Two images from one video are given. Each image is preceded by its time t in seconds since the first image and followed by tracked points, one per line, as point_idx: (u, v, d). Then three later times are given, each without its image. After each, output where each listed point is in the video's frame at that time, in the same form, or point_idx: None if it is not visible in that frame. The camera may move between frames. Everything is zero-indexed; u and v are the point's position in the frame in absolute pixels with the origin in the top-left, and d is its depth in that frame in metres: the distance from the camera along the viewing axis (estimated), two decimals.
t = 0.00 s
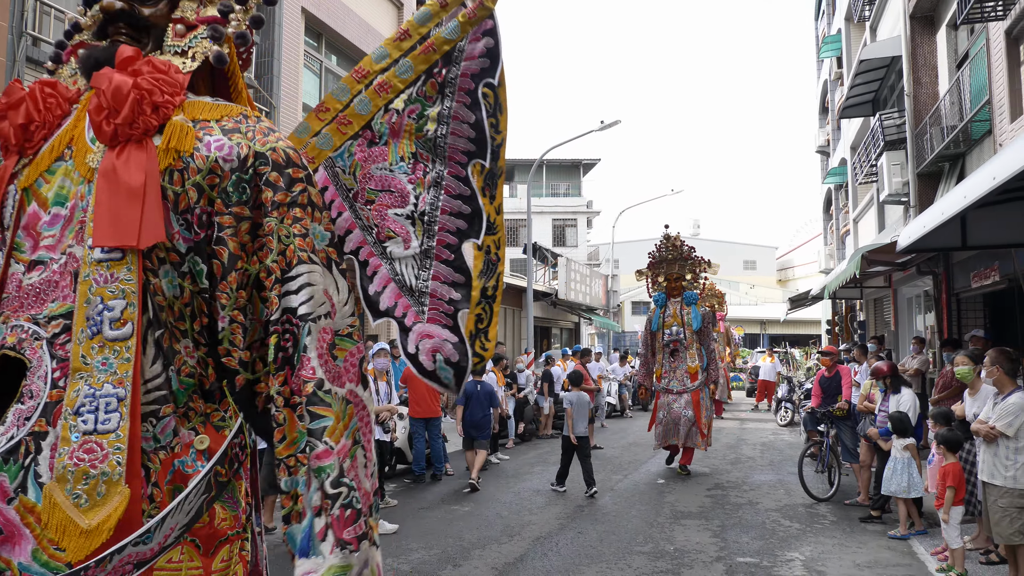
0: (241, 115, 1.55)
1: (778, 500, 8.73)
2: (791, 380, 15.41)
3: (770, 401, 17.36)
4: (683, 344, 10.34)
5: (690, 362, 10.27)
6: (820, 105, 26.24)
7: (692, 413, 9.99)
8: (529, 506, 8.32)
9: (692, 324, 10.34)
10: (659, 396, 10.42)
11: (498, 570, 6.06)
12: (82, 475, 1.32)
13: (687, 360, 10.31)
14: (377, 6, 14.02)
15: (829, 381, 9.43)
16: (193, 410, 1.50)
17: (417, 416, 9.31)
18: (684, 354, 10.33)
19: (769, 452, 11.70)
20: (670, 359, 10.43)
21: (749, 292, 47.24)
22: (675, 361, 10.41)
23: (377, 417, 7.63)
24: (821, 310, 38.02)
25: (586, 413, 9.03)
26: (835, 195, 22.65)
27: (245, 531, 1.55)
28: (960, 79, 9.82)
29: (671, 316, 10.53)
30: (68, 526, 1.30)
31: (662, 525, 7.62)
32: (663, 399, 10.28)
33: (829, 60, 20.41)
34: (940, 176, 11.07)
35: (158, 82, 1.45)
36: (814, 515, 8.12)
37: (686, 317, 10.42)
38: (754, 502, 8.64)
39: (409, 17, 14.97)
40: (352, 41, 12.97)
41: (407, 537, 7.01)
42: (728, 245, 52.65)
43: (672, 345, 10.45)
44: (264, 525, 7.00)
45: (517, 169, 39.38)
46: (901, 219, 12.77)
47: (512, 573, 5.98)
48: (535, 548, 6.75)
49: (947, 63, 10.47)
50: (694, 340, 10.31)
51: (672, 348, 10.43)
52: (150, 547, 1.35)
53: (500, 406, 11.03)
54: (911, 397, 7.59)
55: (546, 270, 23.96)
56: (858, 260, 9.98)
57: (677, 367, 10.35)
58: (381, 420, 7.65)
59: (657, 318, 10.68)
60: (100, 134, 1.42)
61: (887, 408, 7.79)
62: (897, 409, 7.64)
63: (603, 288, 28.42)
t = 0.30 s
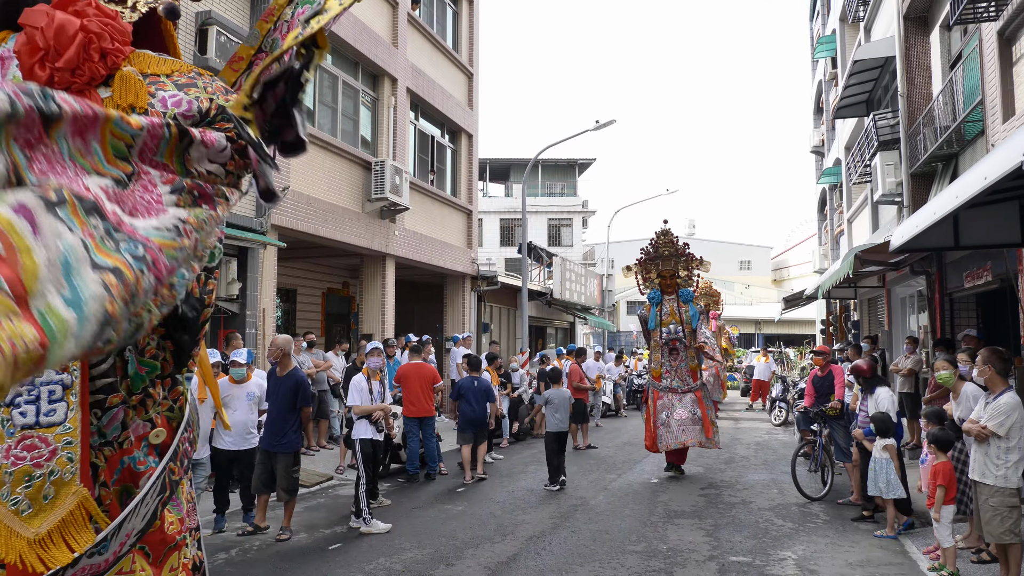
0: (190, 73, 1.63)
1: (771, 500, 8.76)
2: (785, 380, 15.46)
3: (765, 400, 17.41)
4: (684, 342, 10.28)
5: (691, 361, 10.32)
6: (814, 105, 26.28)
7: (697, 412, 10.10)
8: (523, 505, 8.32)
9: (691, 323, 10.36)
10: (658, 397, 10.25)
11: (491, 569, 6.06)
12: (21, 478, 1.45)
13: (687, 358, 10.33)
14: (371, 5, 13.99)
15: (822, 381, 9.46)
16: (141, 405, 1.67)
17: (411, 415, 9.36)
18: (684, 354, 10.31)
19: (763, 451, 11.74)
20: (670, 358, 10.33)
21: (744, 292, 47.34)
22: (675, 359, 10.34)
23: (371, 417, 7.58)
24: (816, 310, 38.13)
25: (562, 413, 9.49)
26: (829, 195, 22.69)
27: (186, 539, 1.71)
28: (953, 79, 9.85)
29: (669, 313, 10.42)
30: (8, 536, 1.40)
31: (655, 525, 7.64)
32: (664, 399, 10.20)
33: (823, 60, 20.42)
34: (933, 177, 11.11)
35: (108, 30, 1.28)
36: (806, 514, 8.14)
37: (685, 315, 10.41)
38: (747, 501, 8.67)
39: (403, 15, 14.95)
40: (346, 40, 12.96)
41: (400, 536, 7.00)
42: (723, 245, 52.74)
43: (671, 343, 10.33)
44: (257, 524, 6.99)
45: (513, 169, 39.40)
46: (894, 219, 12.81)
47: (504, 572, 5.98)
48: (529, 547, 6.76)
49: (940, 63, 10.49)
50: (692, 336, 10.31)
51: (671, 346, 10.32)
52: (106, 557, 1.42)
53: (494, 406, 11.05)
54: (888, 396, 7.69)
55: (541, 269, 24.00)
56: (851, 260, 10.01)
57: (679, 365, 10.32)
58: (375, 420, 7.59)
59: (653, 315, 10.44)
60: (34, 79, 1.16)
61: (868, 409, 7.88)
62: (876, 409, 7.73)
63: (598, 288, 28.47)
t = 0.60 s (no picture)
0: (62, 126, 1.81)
1: (766, 499, 8.76)
2: (781, 379, 15.47)
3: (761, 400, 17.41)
4: (681, 347, 10.22)
5: (687, 368, 10.22)
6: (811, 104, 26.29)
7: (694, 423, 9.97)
8: (518, 504, 8.31)
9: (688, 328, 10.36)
10: (653, 404, 10.01)
11: (485, 569, 6.03)
12: None
13: (684, 365, 10.23)
14: (367, 3, 13.95)
15: (817, 379, 9.46)
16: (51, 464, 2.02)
17: (406, 415, 9.31)
18: (681, 360, 10.18)
19: (758, 450, 11.74)
20: (667, 364, 10.14)
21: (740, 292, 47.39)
22: (671, 365, 10.15)
23: (365, 416, 7.57)
24: (812, 309, 38.18)
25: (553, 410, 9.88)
26: (825, 195, 22.71)
27: None
28: (948, 79, 9.87)
29: (666, 318, 10.36)
30: None
31: (650, 524, 7.63)
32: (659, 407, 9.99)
33: (820, 60, 20.40)
34: (928, 176, 11.13)
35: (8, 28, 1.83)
36: (801, 513, 8.14)
37: (682, 320, 10.39)
38: (742, 500, 8.67)
39: (399, 14, 14.91)
40: (342, 38, 12.93)
41: (395, 536, 6.98)
42: (720, 245, 52.78)
43: (668, 349, 10.23)
44: (251, 524, 6.97)
45: (509, 168, 39.31)
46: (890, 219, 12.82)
47: (499, 572, 5.95)
48: (524, 546, 6.74)
49: (936, 63, 10.50)
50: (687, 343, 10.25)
51: (668, 351, 10.19)
52: None
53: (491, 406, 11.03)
54: (871, 394, 7.71)
55: (537, 269, 23.98)
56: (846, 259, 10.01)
57: (676, 372, 10.14)
58: (369, 419, 7.58)
59: (649, 319, 10.39)
60: None
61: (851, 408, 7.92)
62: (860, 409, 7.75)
63: (595, 287, 28.46)
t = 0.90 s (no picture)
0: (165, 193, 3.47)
1: (761, 498, 8.76)
2: (777, 379, 15.48)
3: (757, 400, 17.42)
4: (670, 341, 9.96)
5: (676, 362, 9.95)
6: (806, 104, 26.33)
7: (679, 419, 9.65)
8: (513, 504, 8.29)
9: (679, 321, 10.14)
10: (638, 398, 9.76)
11: (480, 569, 6.02)
12: None
13: (674, 358, 9.96)
14: (363, 2, 13.91)
15: (812, 380, 9.48)
16: None
17: (401, 414, 9.30)
18: (670, 353, 9.92)
19: (754, 450, 11.75)
20: (655, 357, 9.91)
21: (736, 292, 47.51)
22: (659, 359, 9.93)
23: (360, 416, 7.51)
24: (807, 309, 38.29)
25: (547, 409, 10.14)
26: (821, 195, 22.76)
27: None
28: (943, 79, 9.88)
29: (656, 310, 10.16)
30: None
31: (645, 524, 7.63)
32: (645, 401, 9.71)
33: (817, 60, 20.44)
34: (923, 176, 11.15)
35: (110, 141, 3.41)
36: (796, 512, 8.15)
37: (673, 313, 10.16)
38: (737, 500, 8.68)
39: (395, 12, 14.88)
40: (338, 37, 12.91)
41: (390, 536, 6.96)
42: (716, 245, 52.89)
43: (657, 341, 9.99)
44: (245, 524, 6.94)
45: (506, 168, 39.29)
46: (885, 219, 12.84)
47: (494, 572, 5.94)
48: (519, 546, 6.73)
49: (931, 63, 10.52)
50: (679, 336, 10.03)
51: (657, 344, 9.97)
52: None
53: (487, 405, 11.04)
54: (859, 393, 7.70)
55: (534, 269, 24.00)
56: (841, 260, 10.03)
57: (663, 365, 9.88)
58: (364, 419, 7.54)
59: (639, 310, 10.20)
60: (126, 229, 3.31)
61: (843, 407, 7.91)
62: (848, 408, 7.74)
63: (591, 287, 28.50)
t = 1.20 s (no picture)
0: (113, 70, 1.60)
1: (755, 498, 8.76)
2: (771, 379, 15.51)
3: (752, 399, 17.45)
4: (657, 340, 9.74)
5: (663, 361, 9.67)
6: (801, 105, 26.41)
7: (667, 421, 9.34)
8: (507, 504, 8.29)
9: (667, 319, 9.78)
10: (627, 399, 9.73)
11: (473, 569, 6.01)
12: None
13: (661, 359, 9.70)
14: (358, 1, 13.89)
15: (806, 380, 9.50)
16: None
17: (396, 414, 9.31)
18: (656, 353, 9.71)
19: (748, 450, 11.76)
20: (641, 357, 9.77)
21: (731, 292, 47.64)
22: (646, 359, 9.75)
23: (354, 416, 7.51)
24: (801, 309, 38.41)
25: (542, 407, 10.31)
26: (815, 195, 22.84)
27: None
28: (937, 79, 9.91)
29: (645, 308, 9.93)
30: None
31: (639, 524, 7.63)
32: (632, 402, 9.62)
33: (812, 61, 20.51)
34: (918, 177, 11.18)
35: None
36: (790, 512, 8.16)
37: (661, 310, 9.84)
38: (731, 499, 8.69)
39: (390, 11, 14.86)
40: (333, 36, 12.89)
41: (384, 536, 6.95)
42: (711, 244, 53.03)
43: (644, 341, 9.82)
44: (238, 524, 6.92)
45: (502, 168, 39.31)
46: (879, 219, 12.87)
47: (487, 572, 5.93)
48: (513, 546, 6.73)
49: (925, 63, 10.54)
50: (668, 336, 9.73)
51: (644, 344, 9.79)
52: None
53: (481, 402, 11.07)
54: (850, 393, 7.65)
55: (529, 269, 24.01)
56: (836, 260, 10.04)
57: (649, 366, 9.70)
58: (358, 418, 7.52)
59: (628, 309, 10.01)
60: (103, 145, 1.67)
61: (833, 407, 7.90)
62: (839, 407, 7.71)
63: (587, 287, 28.56)
